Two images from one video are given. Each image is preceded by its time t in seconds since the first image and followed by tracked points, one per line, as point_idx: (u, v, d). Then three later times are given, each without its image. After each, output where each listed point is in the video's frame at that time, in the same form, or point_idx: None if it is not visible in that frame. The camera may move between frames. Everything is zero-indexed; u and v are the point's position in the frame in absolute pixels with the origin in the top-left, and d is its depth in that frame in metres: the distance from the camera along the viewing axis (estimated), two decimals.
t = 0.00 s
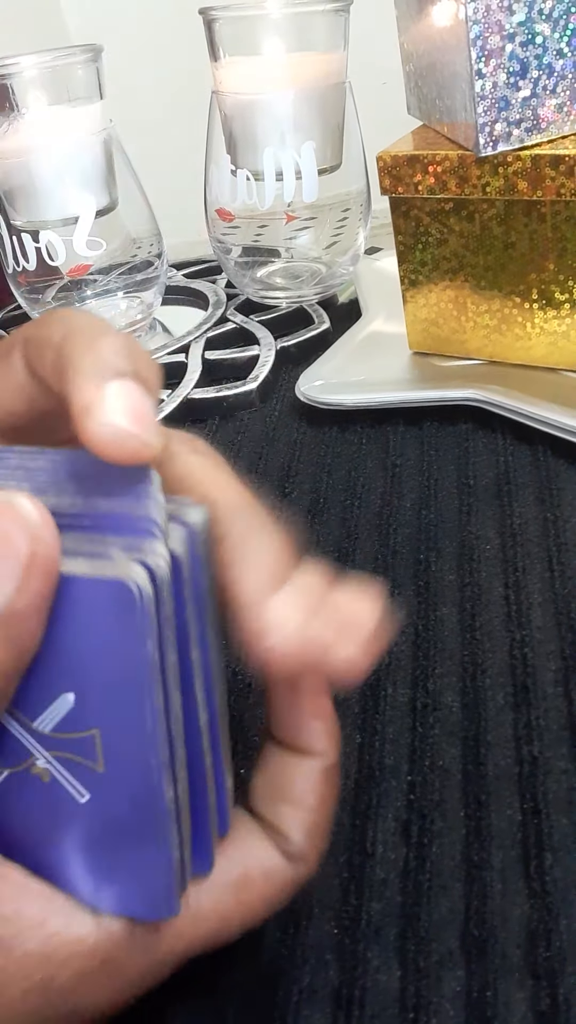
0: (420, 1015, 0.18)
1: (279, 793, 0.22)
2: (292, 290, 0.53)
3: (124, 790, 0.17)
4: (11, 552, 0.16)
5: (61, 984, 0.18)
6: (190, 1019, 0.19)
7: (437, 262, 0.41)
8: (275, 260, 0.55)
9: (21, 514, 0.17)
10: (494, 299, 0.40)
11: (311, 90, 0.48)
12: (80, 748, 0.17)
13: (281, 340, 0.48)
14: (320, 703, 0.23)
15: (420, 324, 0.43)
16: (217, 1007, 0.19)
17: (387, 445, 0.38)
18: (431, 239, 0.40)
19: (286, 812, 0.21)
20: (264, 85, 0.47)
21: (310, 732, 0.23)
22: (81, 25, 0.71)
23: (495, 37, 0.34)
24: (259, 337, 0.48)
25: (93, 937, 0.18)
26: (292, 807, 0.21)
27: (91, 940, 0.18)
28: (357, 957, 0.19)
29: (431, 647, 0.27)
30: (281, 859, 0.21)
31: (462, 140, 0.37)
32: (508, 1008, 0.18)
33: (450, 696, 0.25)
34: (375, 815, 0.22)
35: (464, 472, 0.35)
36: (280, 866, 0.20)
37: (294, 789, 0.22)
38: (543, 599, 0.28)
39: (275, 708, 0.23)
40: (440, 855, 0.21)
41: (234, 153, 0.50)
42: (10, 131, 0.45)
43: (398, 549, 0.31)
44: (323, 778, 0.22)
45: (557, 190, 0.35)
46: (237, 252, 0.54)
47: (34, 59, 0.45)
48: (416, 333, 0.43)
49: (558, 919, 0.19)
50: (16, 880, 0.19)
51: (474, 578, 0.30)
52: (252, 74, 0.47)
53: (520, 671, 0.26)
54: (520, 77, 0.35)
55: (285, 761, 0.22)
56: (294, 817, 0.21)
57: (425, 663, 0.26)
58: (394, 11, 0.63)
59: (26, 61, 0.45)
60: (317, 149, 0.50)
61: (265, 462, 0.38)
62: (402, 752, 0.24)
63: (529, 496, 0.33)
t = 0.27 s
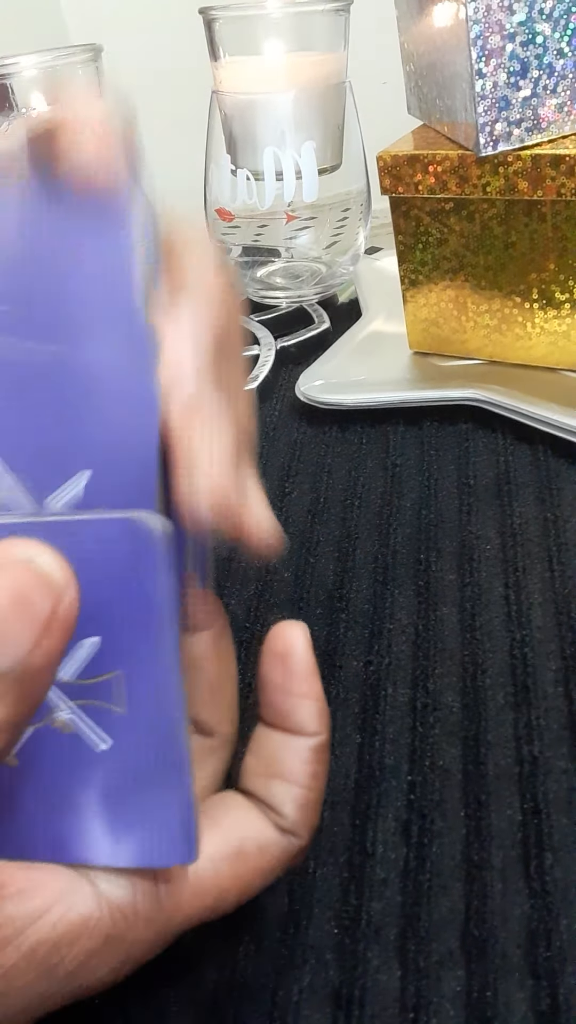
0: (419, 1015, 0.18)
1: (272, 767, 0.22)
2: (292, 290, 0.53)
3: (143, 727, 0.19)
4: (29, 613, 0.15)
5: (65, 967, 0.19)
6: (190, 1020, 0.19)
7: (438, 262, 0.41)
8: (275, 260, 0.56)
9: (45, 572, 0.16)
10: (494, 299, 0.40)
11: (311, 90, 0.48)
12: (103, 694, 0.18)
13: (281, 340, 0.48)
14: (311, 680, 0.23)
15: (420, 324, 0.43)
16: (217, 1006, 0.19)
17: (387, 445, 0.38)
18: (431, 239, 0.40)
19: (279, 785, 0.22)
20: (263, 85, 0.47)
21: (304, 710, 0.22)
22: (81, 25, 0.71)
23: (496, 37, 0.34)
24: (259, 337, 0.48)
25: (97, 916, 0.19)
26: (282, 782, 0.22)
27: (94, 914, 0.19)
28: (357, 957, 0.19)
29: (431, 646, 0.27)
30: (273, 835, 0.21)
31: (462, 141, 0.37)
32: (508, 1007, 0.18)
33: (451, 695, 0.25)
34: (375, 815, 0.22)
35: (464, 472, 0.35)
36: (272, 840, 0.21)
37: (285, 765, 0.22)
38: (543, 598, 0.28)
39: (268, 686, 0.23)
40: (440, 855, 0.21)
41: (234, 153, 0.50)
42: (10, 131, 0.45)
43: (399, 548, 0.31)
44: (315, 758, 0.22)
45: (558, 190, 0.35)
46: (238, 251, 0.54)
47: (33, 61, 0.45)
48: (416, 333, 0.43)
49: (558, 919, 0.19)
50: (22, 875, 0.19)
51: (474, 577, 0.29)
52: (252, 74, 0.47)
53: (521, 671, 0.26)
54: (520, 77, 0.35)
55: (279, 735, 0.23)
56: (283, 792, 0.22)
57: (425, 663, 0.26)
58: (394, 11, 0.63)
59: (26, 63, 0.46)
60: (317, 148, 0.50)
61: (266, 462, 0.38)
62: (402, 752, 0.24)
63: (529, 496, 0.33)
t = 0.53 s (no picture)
0: (419, 1015, 0.18)
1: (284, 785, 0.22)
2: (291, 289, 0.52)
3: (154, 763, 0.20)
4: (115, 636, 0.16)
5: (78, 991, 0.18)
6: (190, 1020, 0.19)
7: (437, 261, 0.41)
8: (274, 260, 0.55)
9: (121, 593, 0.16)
10: (494, 299, 0.40)
11: (311, 90, 0.48)
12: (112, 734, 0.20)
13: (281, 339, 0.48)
14: (333, 714, 0.25)
15: (420, 323, 0.43)
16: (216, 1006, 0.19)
17: (387, 444, 0.38)
18: (431, 239, 0.40)
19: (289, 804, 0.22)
20: (263, 85, 0.47)
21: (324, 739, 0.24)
22: (81, 23, 0.71)
23: (495, 36, 0.34)
24: (259, 337, 0.48)
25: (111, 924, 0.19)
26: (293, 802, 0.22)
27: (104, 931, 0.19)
28: (357, 957, 0.19)
29: (431, 646, 0.27)
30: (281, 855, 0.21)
31: (462, 140, 0.37)
32: (508, 1008, 0.18)
33: (450, 695, 0.25)
34: (375, 815, 0.22)
35: (464, 472, 0.35)
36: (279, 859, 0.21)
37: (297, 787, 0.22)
38: (543, 598, 0.28)
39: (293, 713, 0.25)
40: (440, 855, 0.21)
41: (234, 152, 0.50)
42: (10, 130, 0.45)
43: (399, 548, 0.31)
44: (326, 787, 0.22)
45: (558, 189, 0.35)
46: (237, 252, 0.54)
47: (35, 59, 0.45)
48: (416, 333, 0.43)
49: (559, 919, 0.19)
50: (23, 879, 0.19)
51: (474, 577, 0.30)
52: (251, 73, 0.47)
53: (520, 671, 0.26)
54: (520, 76, 0.35)
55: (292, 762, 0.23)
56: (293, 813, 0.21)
57: (425, 663, 0.26)
58: (393, 11, 0.63)
59: (26, 61, 0.45)
60: (317, 147, 0.49)
61: (266, 462, 0.38)
62: (402, 752, 0.24)
63: (529, 496, 0.33)
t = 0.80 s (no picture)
0: (419, 1015, 0.18)
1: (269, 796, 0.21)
2: (291, 288, 0.52)
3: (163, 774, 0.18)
4: (42, 598, 0.15)
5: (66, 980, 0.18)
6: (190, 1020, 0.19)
7: (437, 261, 0.41)
8: (274, 259, 0.55)
9: (57, 564, 0.16)
10: (494, 299, 0.40)
11: (311, 88, 0.48)
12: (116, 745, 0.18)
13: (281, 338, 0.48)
14: (315, 711, 0.22)
15: (420, 322, 0.43)
16: (216, 1006, 0.19)
17: (387, 444, 0.38)
18: (430, 238, 0.40)
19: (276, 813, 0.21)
20: (262, 83, 0.47)
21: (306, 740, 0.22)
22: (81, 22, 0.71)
23: (495, 35, 0.34)
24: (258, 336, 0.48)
25: (100, 931, 0.18)
26: (281, 810, 0.21)
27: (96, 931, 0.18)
28: (357, 957, 0.19)
29: (430, 646, 0.27)
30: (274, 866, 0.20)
31: (462, 139, 0.37)
32: (508, 1008, 0.18)
33: (450, 695, 0.25)
34: (375, 814, 0.22)
35: (464, 471, 0.35)
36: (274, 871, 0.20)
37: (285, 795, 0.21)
38: (543, 598, 0.28)
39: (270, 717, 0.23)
40: (440, 855, 0.21)
41: (234, 151, 0.50)
42: (9, 129, 0.45)
43: (399, 548, 0.31)
44: (316, 788, 0.21)
45: (558, 188, 0.35)
46: (237, 251, 0.54)
47: (34, 57, 0.44)
48: (416, 332, 0.43)
49: (559, 919, 0.19)
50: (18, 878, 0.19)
51: (473, 577, 0.30)
52: (250, 71, 0.47)
53: (520, 670, 0.26)
54: (520, 76, 0.35)
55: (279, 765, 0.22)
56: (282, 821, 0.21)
57: (425, 663, 0.26)
58: (393, 10, 0.63)
59: (25, 59, 0.45)
60: (317, 146, 0.49)
61: (265, 461, 0.38)
62: (402, 752, 0.24)
63: (530, 495, 0.33)
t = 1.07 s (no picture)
0: (420, 1015, 0.18)
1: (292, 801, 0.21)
2: (291, 288, 0.53)
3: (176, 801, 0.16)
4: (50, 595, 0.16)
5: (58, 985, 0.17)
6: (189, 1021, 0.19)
7: (437, 261, 0.41)
8: (274, 259, 0.55)
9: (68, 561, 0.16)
10: (494, 299, 0.40)
11: (311, 88, 0.48)
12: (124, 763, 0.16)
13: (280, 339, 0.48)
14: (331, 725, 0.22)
15: (419, 323, 0.43)
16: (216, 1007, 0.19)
17: (386, 444, 0.38)
18: (430, 238, 0.40)
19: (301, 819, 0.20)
20: (262, 83, 0.47)
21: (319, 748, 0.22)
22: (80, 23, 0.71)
23: (495, 35, 0.34)
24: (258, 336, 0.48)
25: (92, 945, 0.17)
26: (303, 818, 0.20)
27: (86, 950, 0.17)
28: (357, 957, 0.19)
29: (430, 646, 0.27)
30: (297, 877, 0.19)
31: (462, 140, 0.37)
32: (508, 1007, 0.18)
33: (450, 695, 0.25)
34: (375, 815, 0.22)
35: (463, 471, 0.35)
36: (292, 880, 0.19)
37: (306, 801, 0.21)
38: (543, 597, 0.28)
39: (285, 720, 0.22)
40: (439, 855, 0.21)
41: (234, 152, 0.50)
42: (9, 130, 0.45)
43: (398, 548, 0.31)
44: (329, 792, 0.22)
45: (557, 189, 0.35)
46: (237, 251, 0.54)
47: (33, 58, 0.45)
48: (415, 333, 0.43)
49: (558, 919, 0.19)
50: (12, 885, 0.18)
51: (473, 577, 0.30)
52: (250, 72, 0.47)
53: (520, 670, 0.26)
54: (519, 76, 0.35)
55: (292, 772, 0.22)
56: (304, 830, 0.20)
57: (425, 663, 0.26)
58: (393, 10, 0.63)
59: (25, 59, 0.45)
60: (317, 147, 0.49)
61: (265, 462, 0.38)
62: (402, 752, 0.24)
63: (529, 495, 0.33)
